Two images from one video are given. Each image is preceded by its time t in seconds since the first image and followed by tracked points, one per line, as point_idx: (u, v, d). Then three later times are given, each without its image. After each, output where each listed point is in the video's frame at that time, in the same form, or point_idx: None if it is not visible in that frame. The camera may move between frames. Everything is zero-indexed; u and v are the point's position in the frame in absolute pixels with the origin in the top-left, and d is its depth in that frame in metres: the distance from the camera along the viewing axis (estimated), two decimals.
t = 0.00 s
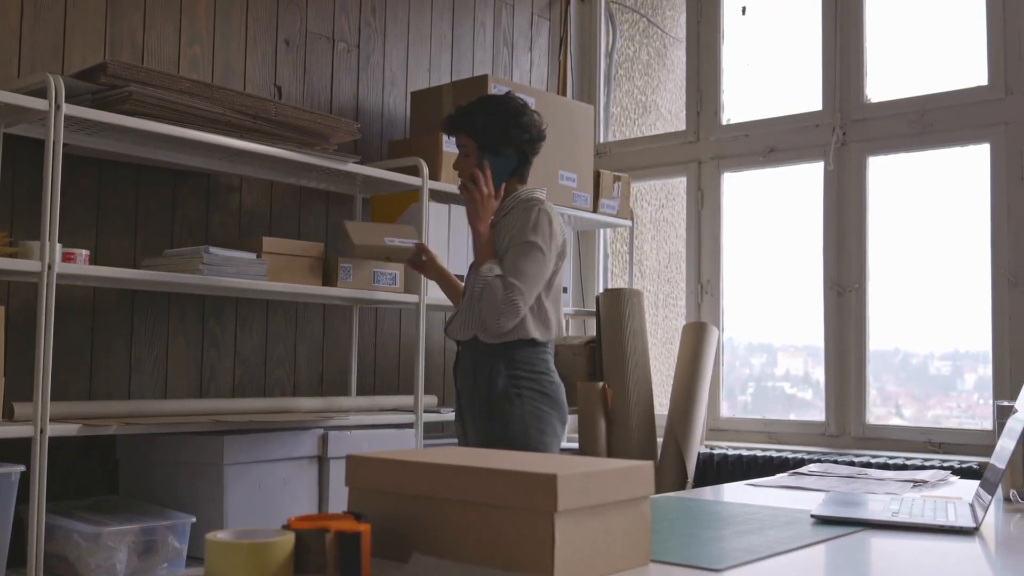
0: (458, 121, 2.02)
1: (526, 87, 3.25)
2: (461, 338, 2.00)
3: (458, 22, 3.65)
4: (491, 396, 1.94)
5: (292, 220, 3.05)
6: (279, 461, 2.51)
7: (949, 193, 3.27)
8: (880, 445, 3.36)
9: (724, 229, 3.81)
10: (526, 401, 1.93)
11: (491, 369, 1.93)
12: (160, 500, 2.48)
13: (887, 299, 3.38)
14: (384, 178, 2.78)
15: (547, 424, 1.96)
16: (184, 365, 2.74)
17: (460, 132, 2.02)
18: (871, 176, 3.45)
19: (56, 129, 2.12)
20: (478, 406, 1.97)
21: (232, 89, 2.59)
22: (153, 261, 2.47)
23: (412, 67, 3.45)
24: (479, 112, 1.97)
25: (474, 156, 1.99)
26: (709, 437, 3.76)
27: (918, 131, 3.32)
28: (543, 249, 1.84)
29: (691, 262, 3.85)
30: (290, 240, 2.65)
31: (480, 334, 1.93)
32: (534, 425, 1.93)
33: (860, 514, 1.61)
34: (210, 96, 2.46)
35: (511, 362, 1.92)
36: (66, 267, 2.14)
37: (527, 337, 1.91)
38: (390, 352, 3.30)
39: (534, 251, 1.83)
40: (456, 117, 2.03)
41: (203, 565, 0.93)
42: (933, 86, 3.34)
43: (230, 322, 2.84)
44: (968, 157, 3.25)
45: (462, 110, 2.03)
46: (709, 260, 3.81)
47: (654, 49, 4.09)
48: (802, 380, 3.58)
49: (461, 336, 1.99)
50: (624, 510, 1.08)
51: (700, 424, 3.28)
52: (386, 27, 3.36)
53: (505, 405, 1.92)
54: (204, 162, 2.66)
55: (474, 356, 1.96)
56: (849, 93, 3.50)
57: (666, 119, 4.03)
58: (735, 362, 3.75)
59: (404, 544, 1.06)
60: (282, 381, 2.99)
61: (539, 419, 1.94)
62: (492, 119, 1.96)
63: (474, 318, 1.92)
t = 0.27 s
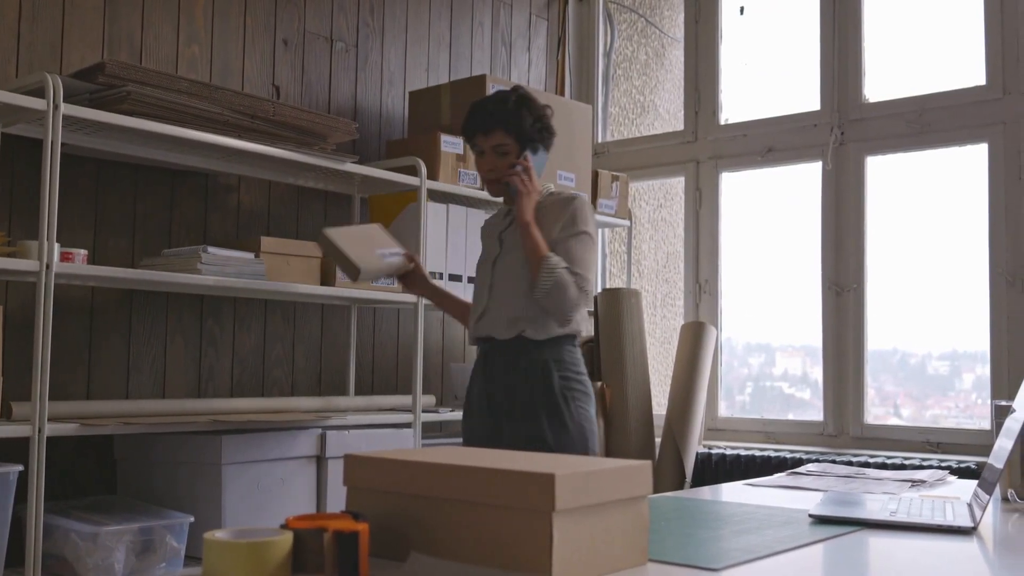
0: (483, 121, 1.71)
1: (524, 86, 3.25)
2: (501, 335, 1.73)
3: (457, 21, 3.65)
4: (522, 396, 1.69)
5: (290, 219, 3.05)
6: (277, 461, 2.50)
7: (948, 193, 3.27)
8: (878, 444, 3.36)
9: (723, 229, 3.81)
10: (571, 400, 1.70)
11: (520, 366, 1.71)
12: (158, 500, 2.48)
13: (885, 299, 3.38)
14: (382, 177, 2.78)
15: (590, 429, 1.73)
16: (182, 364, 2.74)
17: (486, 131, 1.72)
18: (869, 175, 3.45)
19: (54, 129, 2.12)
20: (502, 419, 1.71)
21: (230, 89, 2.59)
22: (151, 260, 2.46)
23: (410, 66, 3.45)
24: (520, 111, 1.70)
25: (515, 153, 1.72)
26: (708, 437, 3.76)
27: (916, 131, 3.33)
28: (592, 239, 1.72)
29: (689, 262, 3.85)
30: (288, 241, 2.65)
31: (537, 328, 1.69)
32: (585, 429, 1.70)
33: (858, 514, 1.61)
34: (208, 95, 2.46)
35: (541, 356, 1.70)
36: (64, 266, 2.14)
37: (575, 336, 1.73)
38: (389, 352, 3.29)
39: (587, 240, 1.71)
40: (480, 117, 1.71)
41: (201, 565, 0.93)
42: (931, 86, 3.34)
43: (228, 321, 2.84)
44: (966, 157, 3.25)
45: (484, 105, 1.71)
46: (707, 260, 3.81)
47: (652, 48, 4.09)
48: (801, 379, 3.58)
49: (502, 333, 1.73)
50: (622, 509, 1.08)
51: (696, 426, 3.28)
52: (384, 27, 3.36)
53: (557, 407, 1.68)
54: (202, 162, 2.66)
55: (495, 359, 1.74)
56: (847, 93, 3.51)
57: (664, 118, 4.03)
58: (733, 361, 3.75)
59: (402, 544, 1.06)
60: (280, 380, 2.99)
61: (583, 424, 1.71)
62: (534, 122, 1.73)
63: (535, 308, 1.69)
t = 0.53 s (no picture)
0: (557, 105, 1.61)
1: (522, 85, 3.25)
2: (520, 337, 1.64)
3: (454, 21, 3.65)
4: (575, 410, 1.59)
5: (288, 218, 3.05)
6: (275, 460, 2.50)
7: (945, 192, 3.28)
8: (875, 444, 3.37)
9: (720, 228, 3.81)
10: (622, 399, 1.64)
11: (557, 378, 1.60)
12: (156, 499, 2.48)
13: (882, 298, 3.39)
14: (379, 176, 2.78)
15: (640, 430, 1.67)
16: (179, 363, 2.73)
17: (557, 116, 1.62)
18: (867, 175, 3.46)
19: (51, 127, 2.12)
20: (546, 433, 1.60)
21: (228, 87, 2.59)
22: (149, 259, 2.46)
23: (408, 66, 3.45)
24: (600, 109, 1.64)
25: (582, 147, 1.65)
26: (705, 437, 3.76)
27: (913, 130, 3.33)
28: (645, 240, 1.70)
29: (687, 262, 3.85)
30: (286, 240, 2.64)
31: (564, 327, 1.60)
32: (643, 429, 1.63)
33: (855, 513, 1.61)
34: (205, 94, 2.45)
35: (582, 366, 1.60)
36: (61, 265, 2.13)
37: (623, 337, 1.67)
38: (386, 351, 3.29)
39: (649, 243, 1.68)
40: (551, 100, 1.62)
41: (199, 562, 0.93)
42: (928, 86, 3.35)
43: (226, 320, 2.84)
44: (963, 157, 3.26)
45: (555, 93, 1.62)
46: (704, 260, 3.82)
47: (650, 47, 4.09)
48: (798, 379, 3.58)
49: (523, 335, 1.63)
50: (619, 507, 1.08)
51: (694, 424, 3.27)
52: (382, 26, 3.36)
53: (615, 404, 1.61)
54: (200, 160, 2.66)
55: (529, 376, 1.61)
56: (844, 92, 3.51)
57: (662, 118, 4.04)
58: (731, 361, 3.76)
59: (399, 541, 1.06)
60: (278, 379, 2.99)
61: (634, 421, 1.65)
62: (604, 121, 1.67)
63: (572, 310, 1.60)
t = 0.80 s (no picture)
0: (609, 101, 1.87)
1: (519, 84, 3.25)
2: (568, 339, 1.83)
3: (452, 20, 3.65)
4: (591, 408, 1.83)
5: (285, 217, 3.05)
6: (271, 459, 2.50)
7: (942, 192, 3.28)
8: (872, 443, 3.37)
9: (718, 228, 3.82)
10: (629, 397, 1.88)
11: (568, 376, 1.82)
12: (152, 498, 2.48)
13: (879, 297, 3.39)
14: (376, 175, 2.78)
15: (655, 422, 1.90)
16: (176, 362, 2.73)
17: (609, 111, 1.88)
18: (864, 174, 3.46)
19: (48, 125, 2.11)
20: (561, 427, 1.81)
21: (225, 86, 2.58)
22: (146, 257, 2.46)
23: (405, 64, 3.45)
24: (647, 114, 1.93)
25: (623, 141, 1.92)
26: (702, 436, 3.77)
27: (910, 130, 3.33)
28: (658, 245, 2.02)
29: (684, 261, 3.85)
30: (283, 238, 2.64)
31: (619, 327, 1.87)
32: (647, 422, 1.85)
33: (851, 511, 1.61)
34: (202, 93, 2.45)
35: (603, 373, 1.83)
36: (58, 264, 2.13)
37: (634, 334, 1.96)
38: (383, 350, 3.29)
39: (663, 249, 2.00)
40: (602, 96, 1.88)
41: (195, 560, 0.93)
42: (925, 85, 3.35)
43: (223, 319, 2.83)
44: (960, 157, 3.26)
45: (604, 89, 1.88)
46: (701, 259, 3.82)
47: (648, 47, 4.10)
48: (795, 378, 3.58)
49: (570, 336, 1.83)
50: (616, 505, 1.08)
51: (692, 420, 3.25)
52: (379, 24, 3.36)
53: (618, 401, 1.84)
54: (197, 159, 2.66)
55: (554, 370, 1.83)
56: (842, 91, 3.51)
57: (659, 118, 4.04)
58: (728, 360, 3.76)
59: (396, 539, 1.06)
60: (275, 378, 2.98)
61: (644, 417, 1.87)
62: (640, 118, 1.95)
63: (612, 313, 1.86)
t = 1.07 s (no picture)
0: (643, 103, 1.82)
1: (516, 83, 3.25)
2: (591, 336, 1.83)
3: (449, 19, 3.65)
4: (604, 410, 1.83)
5: (283, 215, 3.05)
6: (269, 458, 2.50)
7: (939, 191, 3.28)
8: (869, 442, 3.38)
9: (715, 227, 3.82)
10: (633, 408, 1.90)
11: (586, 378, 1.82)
12: (149, 497, 2.48)
13: (877, 297, 3.39)
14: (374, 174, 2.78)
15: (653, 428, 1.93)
16: (173, 360, 2.73)
17: (641, 112, 1.83)
18: (861, 173, 3.46)
19: (45, 124, 2.11)
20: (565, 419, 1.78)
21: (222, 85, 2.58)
22: (143, 256, 2.46)
23: (403, 63, 3.45)
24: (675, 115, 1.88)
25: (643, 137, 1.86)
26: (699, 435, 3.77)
27: (908, 129, 3.34)
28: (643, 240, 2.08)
29: (681, 260, 3.85)
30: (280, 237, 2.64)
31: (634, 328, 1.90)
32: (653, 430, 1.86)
33: (848, 510, 1.61)
34: (200, 92, 2.45)
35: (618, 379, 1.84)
36: (56, 262, 2.13)
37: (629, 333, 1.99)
38: (381, 349, 3.29)
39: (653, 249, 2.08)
40: (636, 96, 1.81)
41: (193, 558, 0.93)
42: (923, 84, 3.35)
43: (220, 317, 2.83)
44: (957, 156, 3.26)
45: (640, 89, 1.81)
46: (699, 258, 3.82)
47: (645, 46, 4.10)
48: (793, 377, 3.58)
49: (594, 333, 1.83)
50: (613, 504, 1.08)
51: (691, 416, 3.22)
52: (377, 23, 3.35)
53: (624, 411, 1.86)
54: (194, 158, 2.66)
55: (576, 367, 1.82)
56: (839, 90, 3.51)
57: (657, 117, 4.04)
58: (725, 360, 3.76)
59: (393, 538, 1.06)
60: (272, 377, 2.98)
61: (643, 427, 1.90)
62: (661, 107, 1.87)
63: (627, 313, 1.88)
